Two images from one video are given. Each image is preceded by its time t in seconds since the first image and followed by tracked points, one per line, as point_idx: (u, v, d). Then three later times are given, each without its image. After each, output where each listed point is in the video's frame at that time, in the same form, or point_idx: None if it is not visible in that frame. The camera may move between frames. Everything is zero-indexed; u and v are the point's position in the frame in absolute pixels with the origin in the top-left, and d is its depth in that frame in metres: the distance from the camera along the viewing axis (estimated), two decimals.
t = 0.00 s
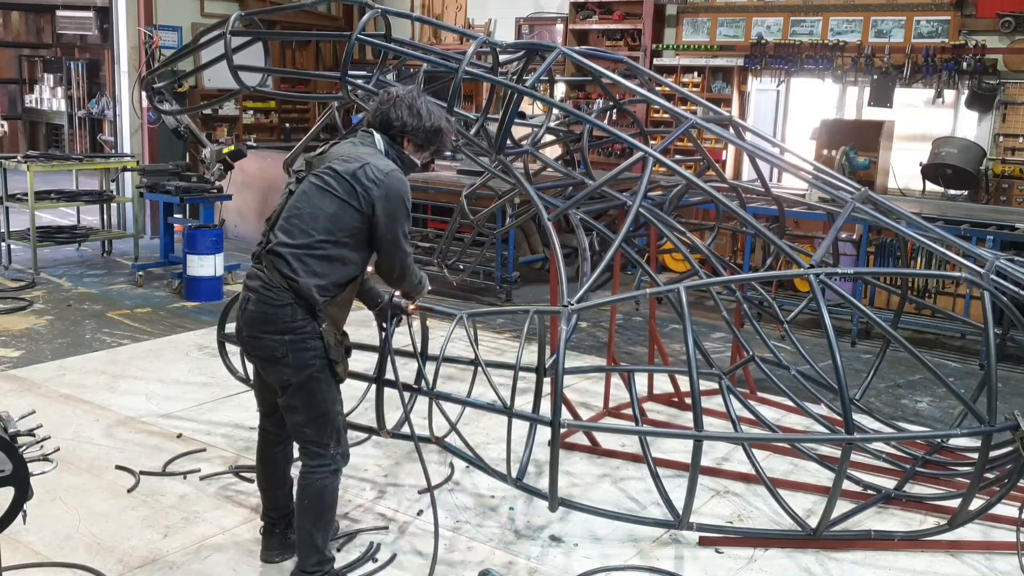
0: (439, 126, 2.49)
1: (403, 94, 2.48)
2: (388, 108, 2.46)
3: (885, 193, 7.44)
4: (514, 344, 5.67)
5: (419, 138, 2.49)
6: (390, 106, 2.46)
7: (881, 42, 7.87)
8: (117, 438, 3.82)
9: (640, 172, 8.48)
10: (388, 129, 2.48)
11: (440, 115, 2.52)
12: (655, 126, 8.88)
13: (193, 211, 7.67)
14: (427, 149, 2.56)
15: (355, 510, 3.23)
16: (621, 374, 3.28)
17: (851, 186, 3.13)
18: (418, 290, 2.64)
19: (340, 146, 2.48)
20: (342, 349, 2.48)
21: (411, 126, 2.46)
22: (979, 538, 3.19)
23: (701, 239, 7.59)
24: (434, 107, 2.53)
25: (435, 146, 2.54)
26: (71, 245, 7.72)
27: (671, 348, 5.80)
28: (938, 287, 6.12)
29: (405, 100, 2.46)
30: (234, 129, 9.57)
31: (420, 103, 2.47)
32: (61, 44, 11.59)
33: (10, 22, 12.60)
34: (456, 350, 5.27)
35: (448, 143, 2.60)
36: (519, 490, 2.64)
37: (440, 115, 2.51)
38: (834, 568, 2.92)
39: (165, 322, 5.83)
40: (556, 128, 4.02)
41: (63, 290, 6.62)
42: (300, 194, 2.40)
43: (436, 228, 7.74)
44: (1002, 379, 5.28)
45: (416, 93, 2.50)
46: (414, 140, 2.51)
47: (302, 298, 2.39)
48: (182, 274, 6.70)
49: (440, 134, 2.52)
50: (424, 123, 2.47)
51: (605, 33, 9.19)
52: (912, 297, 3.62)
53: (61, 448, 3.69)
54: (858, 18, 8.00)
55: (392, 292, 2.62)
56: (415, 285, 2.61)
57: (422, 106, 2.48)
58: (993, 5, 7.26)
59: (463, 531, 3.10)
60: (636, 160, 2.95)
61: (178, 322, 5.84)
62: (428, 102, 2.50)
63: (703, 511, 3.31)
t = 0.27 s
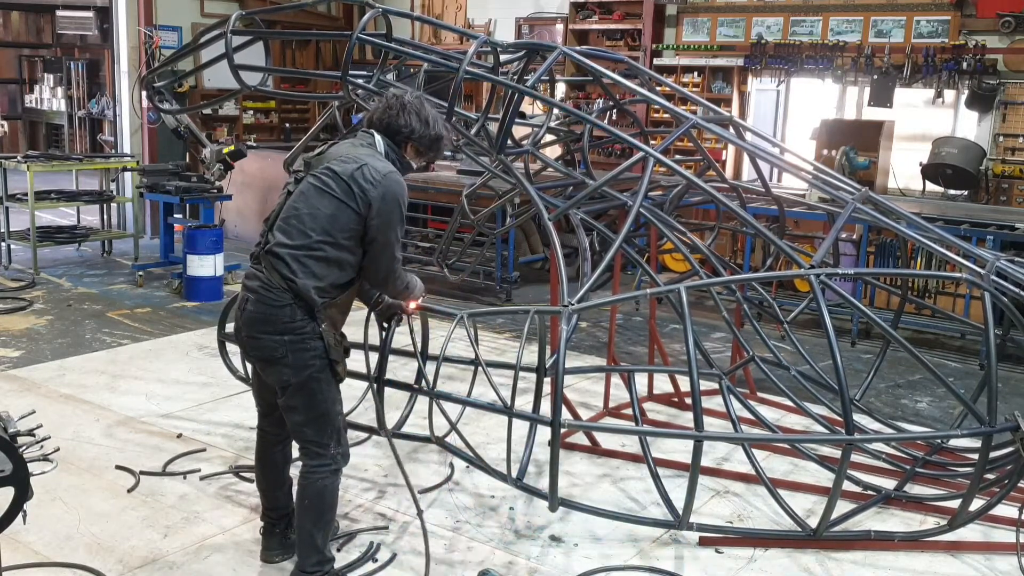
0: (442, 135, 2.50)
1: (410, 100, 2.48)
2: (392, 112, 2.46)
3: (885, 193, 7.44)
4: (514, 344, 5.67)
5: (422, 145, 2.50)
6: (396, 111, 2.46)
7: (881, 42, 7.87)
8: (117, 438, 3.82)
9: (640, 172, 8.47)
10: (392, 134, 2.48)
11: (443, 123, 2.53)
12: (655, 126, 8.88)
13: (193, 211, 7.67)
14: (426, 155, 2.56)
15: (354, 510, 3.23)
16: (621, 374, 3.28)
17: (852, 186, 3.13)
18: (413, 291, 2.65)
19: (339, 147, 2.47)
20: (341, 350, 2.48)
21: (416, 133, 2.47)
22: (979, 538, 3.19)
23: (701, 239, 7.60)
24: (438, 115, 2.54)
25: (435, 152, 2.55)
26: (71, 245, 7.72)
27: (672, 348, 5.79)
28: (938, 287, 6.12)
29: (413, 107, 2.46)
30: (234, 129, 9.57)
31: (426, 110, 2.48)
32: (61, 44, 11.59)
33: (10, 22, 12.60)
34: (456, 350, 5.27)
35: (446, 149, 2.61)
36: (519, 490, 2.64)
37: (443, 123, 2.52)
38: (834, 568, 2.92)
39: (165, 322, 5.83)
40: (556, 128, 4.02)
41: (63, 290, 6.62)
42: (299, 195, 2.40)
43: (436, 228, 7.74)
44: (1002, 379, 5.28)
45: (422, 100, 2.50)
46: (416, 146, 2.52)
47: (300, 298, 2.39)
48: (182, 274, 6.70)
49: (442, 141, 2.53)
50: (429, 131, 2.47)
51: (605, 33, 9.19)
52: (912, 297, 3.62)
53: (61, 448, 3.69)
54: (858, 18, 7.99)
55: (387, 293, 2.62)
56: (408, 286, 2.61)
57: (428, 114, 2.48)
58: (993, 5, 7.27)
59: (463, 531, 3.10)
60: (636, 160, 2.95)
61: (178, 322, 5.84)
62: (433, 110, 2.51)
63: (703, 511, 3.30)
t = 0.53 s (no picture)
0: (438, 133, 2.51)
1: (406, 99, 2.49)
2: (388, 110, 2.47)
3: (885, 193, 7.44)
4: (514, 344, 5.67)
5: (418, 144, 2.51)
6: (392, 110, 2.47)
7: (881, 42, 7.87)
8: (117, 438, 3.82)
9: (641, 172, 8.47)
10: (388, 133, 2.49)
11: (439, 121, 2.54)
12: (655, 126, 8.88)
13: (193, 211, 7.67)
14: (422, 154, 2.57)
15: (354, 510, 3.23)
16: (621, 374, 3.28)
17: (851, 186, 3.13)
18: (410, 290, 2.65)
19: (336, 146, 2.47)
20: (340, 349, 2.48)
21: (412, 131, 2.48)
22: (979, 538, 3.19)
23: (701, 239, 7.60)
24: (433, 114, 2.55)
25: (430, 151, 2.56)
26: (71, 245, 7.72)
27: (672, 348, 5.80)
28: (938, 287, 6.12)
29: (409, 105, 2.47)
30: (234, 129, 9.58)
31: (422, 109, 2.49)
32: (61, 44, 11.58)
33: (10, 22, 12.60)
34: (456, 350, 5.27)
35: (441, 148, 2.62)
36: (519, 490, 2.64)
37: (438, 122, 2.54)
38: (834, 568, 2.92)
39: (165, 322, 5.83)
40: (556, 127, 4.02)
41: (63, 290, 6.62)
42: (297, 195, 2.40)
43: (436, 228, 7.75)
44: (1002, 379, 5.28)
45: (418, 98, 2.51)
46: (413, 145, 2.52)
47: (300, 298, 2.39)
48: (182, 274, 6.70)
49: (437, 140, 2.54)
50: (425, 129, 2.49)
51: (605, 33, 9.19)
52: (912, 297, 3.62)
53: (61, 448, 3.69)
54: (858, 18, 7.99)
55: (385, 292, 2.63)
56: (406, 285, 2.61)
57: (424, 112, 2.49)
58: (993, 5, 7.27)
59: (462, 531, 3.10)
60: (636, 160, 2.95)
61: (178, 322, 5.84)
62: (429, 108, 2.52)
63: (703, 511, 3.30)
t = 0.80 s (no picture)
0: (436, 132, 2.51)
1: (403, 97, 2.49)
2: (386, 109, 2.47)
3: (885, 193, 7.44)
4: (514, 344, 5.67)
5: (416, 142, 2.51)
6: (390, 108, 2.47)
7: (881, 42, 7.87)
8: (117, 438, 3.82)
9: (640, 171, 8.47)
10: (386, 131, 2.49)
11: (436, 120, 2.54)
12: (655, 126, 8.89)
13: (193, 211, 7.67)
14: (420, 153, 2.57)
15: (354, 510, 3.23)
16: (621, 374, 3.28)
17: (851, 186, 3.13)
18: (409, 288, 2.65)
19: (335, 145, 2.47)
20: (340, 349, 2.49)
21: (410, 130, 2.48)
22: (979, 538, 3.19)
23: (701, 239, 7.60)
24: (430, 112, 2.55)
25: (428, 150, 2.57)
26: (71, 245, 7.72)
27: (672, 348, 5.80)
28: (938, 287, 6.12)
29: (406, 104, 2.47)
30: (234, 129, 9.58)
31: (420, 107, 2.49)
32: (61, 44, 11.58)
33: (10, 22, 12.60)
34: (456, 350, 5.27)
35: (439, 147, 2.62)
36: (520, 490, 2.64)
37: (436, 120, 2.54)
38: (834, 568, 2.92)
39: (165, 322, 5.83)
40: (556, 128, 4.01)
41: (63, 290, 6.62)
42: (297, 194, 2.40)
43: (436, 228, 7.75)
44: (1001, 379, 5.28)
45: (415, 98, 2.52)
46: (410, 143, 2.52)
47: (300, 297, 2.39)
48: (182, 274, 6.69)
49: (435, 138, 2.54)
50: (423, 128, 2.49)
51: (605, 33, 9.18)
52: (912, 297, 3.62)
53: (61, 448, 3.68)
54: (858, 18, 7.99)
55: (385, 290, 2.63)
56: (407, 283, 2.61)
57: (421, 111, 2.50)
58: (993, 5, 7.27)
59: (462, 531, 3.10)
60: (636, 160, 2.95)
61: (178, 322, 5.84)
62: (427, 106, 2.52)
63: (703, 511, 3.30)
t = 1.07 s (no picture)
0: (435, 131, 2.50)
1: (402, 97, 2.49)
2: (385, 108, 2.47)
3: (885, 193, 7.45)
4: (515, 344, 5.68)
5: (415, 141, 2.51)
6: (389, 108, 2.47)
7: (881, 42, 7.87)
8: (117, 438, 3.82)
9: (640, 171, 8.47)
10: (386, 130, 2.48)
11: (436, 119, 2.54)
12: (655, 126, 8.89)
13: (193, 211, 7.67)
14: (420, 152, 2.57)
15: (354, 510, 3.23)
16: (621, 374, 3.28)
17: (851, 186, 3.12)
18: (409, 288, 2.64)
19: (334, 145, 2.47)
20: (339, 349, 2.49)
21: (409, 129, 2.47)
22: (979, 538, 3.19)
23: (701, 239, 7.60)
24: (430, 111, 2.55)
25: (428, 149, 2.56)
26: (71, 245, 7.72)
27: (672, 348, 5.80)
28: (938, 287, 6.12)
29: (405, 103, 2.47)
30: (234, 129, 9.58)
31: (419, 106, 2.49)
32: (61, 44, 11.58)
33: (10, 22, 12.61)
34: (456, 350, 5.27)
35: (440, 146, 2.61)
36: (520, 490, 2.64)
37: (435, 119, 2.53)
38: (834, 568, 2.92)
39: (165, 322, 5.83)
40: (556, 128, 4.01)
41: (63, 290, 6.61)
42: (295, 193, 2.40)
43: (436, 228, 7.75)
44: (1002, 379, 5.28)
45: (414, 97, 2.51)
46: (409, 142, 2.52)
47: (298, 297, 2.39)
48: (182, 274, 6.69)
49: (435, 137, 2.54)
50: (422, 126, 2.48)
51: (605, 33, 9.18)
52: (912, 297, 3.62)
53: (61, 448, 3.68)
54: (858, 18, 7.99)
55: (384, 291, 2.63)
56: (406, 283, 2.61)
57: (421, 110, 2.49)
58: (993, 5, 7.27)
59: (462, 531, 3.10)
60: (636, 160, 2.95)
61: (178, 322, 5.84)
62: (427, 105, 2.51)
63: (703, 511, 3.30)
